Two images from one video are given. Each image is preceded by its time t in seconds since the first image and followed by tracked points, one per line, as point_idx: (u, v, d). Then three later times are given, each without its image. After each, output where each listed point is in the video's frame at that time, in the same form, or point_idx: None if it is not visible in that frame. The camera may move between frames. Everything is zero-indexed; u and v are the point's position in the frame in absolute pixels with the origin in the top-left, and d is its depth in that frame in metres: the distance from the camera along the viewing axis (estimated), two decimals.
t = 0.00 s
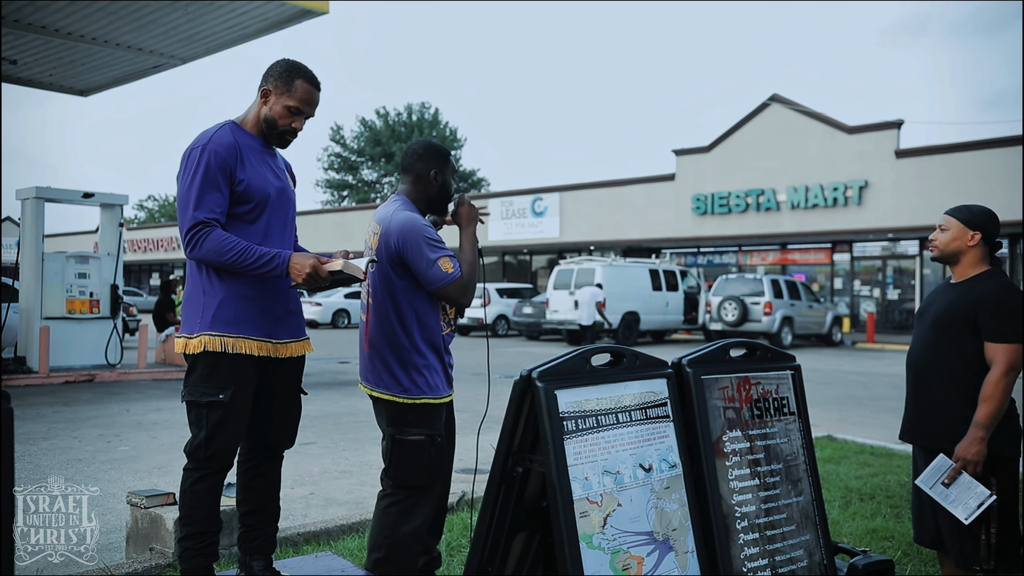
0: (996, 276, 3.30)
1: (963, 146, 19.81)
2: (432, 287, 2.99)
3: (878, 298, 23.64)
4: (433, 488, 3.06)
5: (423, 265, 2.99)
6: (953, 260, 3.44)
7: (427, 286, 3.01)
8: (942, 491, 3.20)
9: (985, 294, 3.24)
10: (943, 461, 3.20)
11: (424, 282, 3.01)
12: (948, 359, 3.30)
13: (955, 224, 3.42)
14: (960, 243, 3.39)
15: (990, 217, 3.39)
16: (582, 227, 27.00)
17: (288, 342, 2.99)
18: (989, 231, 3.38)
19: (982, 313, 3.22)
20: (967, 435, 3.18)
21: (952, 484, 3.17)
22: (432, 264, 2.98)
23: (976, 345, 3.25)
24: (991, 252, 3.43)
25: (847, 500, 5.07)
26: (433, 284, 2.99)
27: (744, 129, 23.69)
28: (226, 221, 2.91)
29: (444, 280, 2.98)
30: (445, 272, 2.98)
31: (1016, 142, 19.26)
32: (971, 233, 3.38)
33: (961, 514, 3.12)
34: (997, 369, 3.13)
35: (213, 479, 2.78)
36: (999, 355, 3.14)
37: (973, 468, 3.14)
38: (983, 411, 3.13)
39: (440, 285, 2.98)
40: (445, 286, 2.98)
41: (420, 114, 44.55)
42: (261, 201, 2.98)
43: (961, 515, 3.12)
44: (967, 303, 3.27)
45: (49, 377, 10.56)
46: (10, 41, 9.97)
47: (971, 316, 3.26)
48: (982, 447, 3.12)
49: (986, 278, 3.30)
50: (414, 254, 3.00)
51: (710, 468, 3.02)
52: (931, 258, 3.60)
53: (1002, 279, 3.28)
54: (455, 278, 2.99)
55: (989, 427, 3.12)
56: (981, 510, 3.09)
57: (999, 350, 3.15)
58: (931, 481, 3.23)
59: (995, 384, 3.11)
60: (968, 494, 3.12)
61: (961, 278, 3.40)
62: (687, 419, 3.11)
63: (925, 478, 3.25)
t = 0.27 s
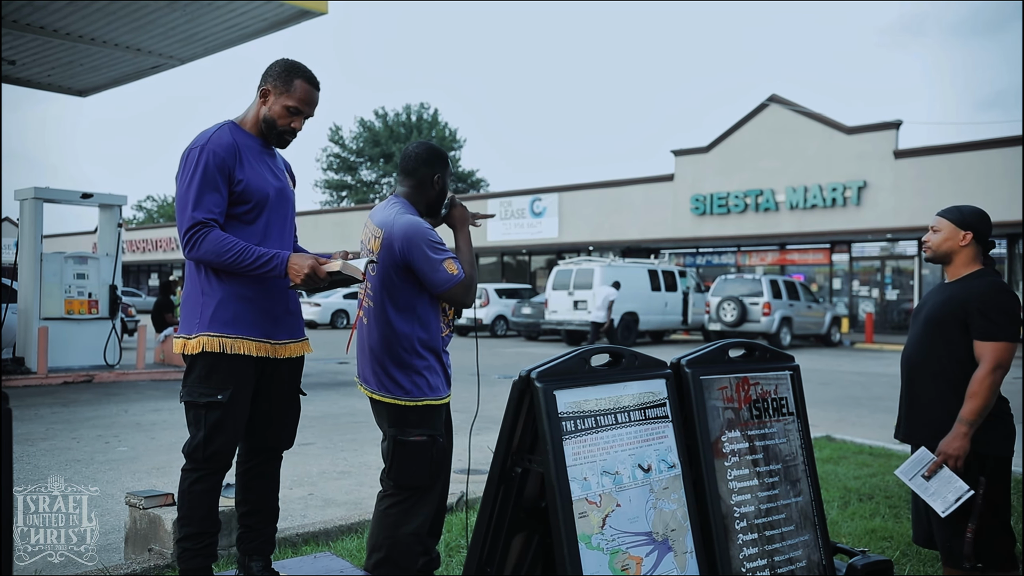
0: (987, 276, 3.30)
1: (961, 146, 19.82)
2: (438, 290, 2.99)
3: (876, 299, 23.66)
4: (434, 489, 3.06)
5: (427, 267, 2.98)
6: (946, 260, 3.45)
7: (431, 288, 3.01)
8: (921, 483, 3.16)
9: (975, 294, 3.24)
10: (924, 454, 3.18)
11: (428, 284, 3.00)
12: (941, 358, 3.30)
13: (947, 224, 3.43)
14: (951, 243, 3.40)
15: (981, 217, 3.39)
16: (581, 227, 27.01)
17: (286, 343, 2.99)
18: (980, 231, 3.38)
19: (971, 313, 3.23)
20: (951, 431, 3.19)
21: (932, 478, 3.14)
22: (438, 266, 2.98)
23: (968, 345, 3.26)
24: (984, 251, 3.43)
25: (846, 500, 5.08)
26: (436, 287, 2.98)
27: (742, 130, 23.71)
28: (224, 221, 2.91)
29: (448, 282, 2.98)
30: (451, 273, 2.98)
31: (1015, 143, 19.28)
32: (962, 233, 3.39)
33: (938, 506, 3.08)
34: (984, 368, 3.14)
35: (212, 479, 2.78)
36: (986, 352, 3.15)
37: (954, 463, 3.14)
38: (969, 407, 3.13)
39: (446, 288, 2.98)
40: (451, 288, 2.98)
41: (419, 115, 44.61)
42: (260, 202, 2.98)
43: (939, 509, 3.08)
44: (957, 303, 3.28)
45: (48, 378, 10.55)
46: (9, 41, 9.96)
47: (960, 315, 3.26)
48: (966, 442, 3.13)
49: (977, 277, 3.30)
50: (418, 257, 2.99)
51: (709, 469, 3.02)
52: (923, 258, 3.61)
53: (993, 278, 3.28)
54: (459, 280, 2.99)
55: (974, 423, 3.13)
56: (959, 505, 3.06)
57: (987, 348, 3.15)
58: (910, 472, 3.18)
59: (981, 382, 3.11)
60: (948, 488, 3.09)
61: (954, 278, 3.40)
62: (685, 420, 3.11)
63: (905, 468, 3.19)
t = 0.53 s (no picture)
0: (969, 275, 3.32)
1: (952, 147, 19.88)
2: (430, 293, 2.98)
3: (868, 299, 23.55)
4: (426, 489, 3.06)
5: (420, 270, 2.98)
6: (930, 260, 3.47)
7: (423, 291, 3.00)
8: (899, 478, 3.20)
9: (954, 293, 3.25)
10: (902, 450, 3.21)
11: (420, 287, 3.00)
12: (924, 357, 3.33)
13: (930, 225, 3.45)
14: (933, 243, 3.43)
15: (963, 218, 3.42)
16: (574, 227, 27.03)
17: (278, 343, 2.99)
18: (962, 231, 3.40)
19: (950, 313, 3.24)
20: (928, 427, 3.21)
21: (910, 473, 3.18)
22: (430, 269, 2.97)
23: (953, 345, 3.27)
24: (967, 252, 3.45)
25: (837, 500, 5.09)
26: (429, 290, 2.98)
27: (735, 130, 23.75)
28: (217, 222, 2.90)
29: (441, 285, 2.97)
30: (443, 276, 2.97)
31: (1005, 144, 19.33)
32: (944, 233, 3.42)
33: (916, 502, 3.12)
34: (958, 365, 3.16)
35: (203, 480, 2.77)
36: (963, 351, 3.17)
37: (931, 459, 3.16)
38: (944, 403, 3.16)
39: (438, 291, 2.97)
40: (443, 291, 2.97)
41: (411, 115, 44.58)
42: (253, 202, 2.97)
43: (919, 505, 3.12)
44: (938, 303, 3.30)
45: (38, 380, 10.45)
46: None
47: (940, 315, 3.29)
48: (942, 438, 3.15)
49: (959, 276, 3.32)
50: (411, 260, 2.99)
51: (701, 469, 3.03)
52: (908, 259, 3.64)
53: (973, 276, 3.30)
54: (452, 282, 2.98)
55: (951, 420, 3.14)
56: (937, 500, 3.10)
57: (964, 346, 3.17)
58: (888, 468, 3.20)
59: (957, 380, 3.14)
60: (925, 484, 3.13)
61: (936, 278, 3.43)
62: (678, 420, 3.12)
63: (883, 464, 3.21)
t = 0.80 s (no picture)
0: (940, 274, 3.38)
1: (926, 149, 20.07)
2: (406, 294, 2.97)
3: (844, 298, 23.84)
4: (405, 489, 3.05)
5: (395, 271, 2.96)
6: (899, 260, 3.53)
7: (399, 292, 2.99)
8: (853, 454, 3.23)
9: (926, 290, 3.31)
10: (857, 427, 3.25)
11: (396, 288, 2.98)
12: (898, 354, 3.37)
13: (899, 226, 3.50)
14: (904, 243, 3.48)
15: (933, 218, 3.48)
16: (555, 227, 27.13)
17: (257, 344, 2.97)
18: (931, 231, 3.46)
19: (923, 310, 3.29)
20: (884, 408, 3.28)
21: (862, 449, 3.22)
22: (406, 269, 2.96)
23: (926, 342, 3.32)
24: (936, 250, 3.52)
25: (814, 497, 5.13)
26: (405, 291, 2.96)
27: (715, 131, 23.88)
28: (195, 221, 2.87)
29: (417, 285, 2.96)
30: (419, 277, 2.96)
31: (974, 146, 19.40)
32: (915, 233, 3.46)
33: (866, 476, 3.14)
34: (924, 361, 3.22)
35: (181, 482, 2.75)
36: (938, 345, 3.20)
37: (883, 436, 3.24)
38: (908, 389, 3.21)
39: (414, 291, 2.96)
40: (419, 291, 2.96)
41: (392, 114, 44.49)
42: (231, 201, 2.95)
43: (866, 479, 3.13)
44: (913, 299, 3.35)
45: (12, 381, 10.30)
46: None
47: (914, 312, 3.33)
48: (895, 420, 3.23)
49: (930, 274, 3.38)
50: (387, 261, 2.98)
51: (680, 468, 3.05)
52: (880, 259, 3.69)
53: (944, 275, 3.35)
54: (428, 283, 2.97)
55: (908, 405, 3.20)
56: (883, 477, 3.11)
57: (939, 340, 3.21)
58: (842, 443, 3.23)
59: (926, 369, 3.18)
60: (875, 460, 3.15)
61: (907, 278, 3.48)
62: (658, 419, 3.13)
63: (838, 439, 3.24)
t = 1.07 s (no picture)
0: (909, 273, 3.44)
1: (899, 150, 20.30)
2: (379, 293, 2.95)
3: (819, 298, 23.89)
4: (381, 490, 3.04)
5: (369, 270, 2.94)
6: (871, 260, 3.58)
7: (373, 292, 2.97)
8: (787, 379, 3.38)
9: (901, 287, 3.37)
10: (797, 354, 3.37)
11: (370, 287, 2.96)
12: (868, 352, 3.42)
13: (870, 227, 3.55)
14: (876, 244, 3.52)
15: (902, 218, 3.53)
16: (532, 227, 27.19)
17: (232, 344, 2.95)
18: (901, 232, 3.51)
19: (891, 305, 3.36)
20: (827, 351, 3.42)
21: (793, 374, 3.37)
22: (380, 268, 2.94)
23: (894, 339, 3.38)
24: (905, 249, 3.58)
25: (788, 495, 5.18)
26: (378, 291, 2.94)
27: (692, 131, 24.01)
28: (168, 221, 2.85)
29: (390, 285, 2.94)
30: (393, 276, 2.94)
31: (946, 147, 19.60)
32: (886, 234, 3.51)
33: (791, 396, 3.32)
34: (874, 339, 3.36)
35: (154, 484, 2.72)
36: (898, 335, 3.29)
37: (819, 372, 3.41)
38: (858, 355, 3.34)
39: (388, 291, 2.94)
40: (393, 290, 2.94)
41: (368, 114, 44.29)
42: (206, 201, 2.93)
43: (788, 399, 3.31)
44: (886, 299, 3.40)
45: None
46: None
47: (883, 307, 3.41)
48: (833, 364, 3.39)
49: (901, 273, 3.44)
50: (360, 260, 2.96)
51: (656, 467, 3.06)
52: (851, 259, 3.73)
53: (916, 274, 3.41)
54: (402, 282, 2.95)
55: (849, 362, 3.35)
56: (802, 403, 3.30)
57: (900, 332, 3.29)
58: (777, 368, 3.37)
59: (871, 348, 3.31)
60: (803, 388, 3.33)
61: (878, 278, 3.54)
62: (633, 418, 3.14)
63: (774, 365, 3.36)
